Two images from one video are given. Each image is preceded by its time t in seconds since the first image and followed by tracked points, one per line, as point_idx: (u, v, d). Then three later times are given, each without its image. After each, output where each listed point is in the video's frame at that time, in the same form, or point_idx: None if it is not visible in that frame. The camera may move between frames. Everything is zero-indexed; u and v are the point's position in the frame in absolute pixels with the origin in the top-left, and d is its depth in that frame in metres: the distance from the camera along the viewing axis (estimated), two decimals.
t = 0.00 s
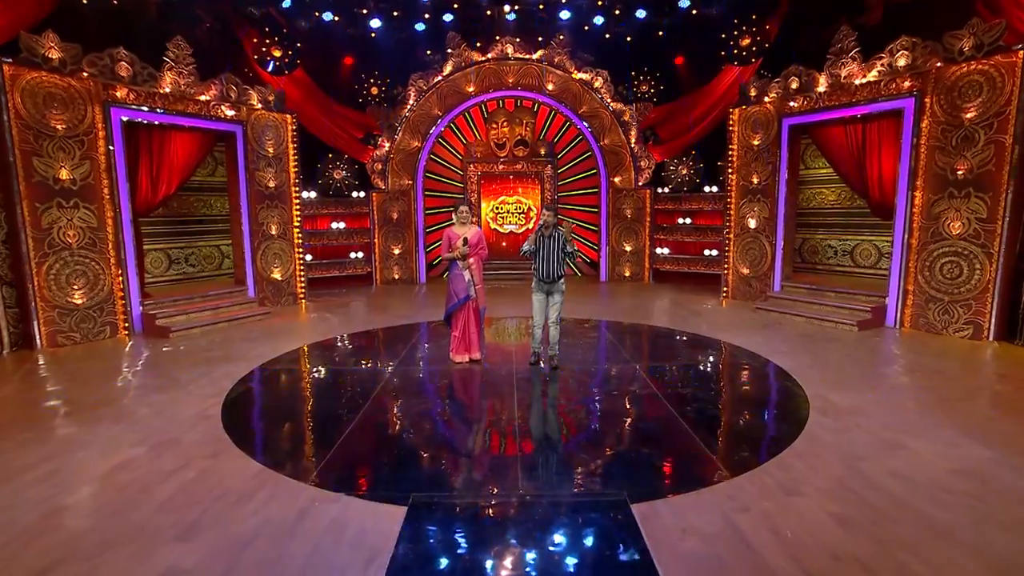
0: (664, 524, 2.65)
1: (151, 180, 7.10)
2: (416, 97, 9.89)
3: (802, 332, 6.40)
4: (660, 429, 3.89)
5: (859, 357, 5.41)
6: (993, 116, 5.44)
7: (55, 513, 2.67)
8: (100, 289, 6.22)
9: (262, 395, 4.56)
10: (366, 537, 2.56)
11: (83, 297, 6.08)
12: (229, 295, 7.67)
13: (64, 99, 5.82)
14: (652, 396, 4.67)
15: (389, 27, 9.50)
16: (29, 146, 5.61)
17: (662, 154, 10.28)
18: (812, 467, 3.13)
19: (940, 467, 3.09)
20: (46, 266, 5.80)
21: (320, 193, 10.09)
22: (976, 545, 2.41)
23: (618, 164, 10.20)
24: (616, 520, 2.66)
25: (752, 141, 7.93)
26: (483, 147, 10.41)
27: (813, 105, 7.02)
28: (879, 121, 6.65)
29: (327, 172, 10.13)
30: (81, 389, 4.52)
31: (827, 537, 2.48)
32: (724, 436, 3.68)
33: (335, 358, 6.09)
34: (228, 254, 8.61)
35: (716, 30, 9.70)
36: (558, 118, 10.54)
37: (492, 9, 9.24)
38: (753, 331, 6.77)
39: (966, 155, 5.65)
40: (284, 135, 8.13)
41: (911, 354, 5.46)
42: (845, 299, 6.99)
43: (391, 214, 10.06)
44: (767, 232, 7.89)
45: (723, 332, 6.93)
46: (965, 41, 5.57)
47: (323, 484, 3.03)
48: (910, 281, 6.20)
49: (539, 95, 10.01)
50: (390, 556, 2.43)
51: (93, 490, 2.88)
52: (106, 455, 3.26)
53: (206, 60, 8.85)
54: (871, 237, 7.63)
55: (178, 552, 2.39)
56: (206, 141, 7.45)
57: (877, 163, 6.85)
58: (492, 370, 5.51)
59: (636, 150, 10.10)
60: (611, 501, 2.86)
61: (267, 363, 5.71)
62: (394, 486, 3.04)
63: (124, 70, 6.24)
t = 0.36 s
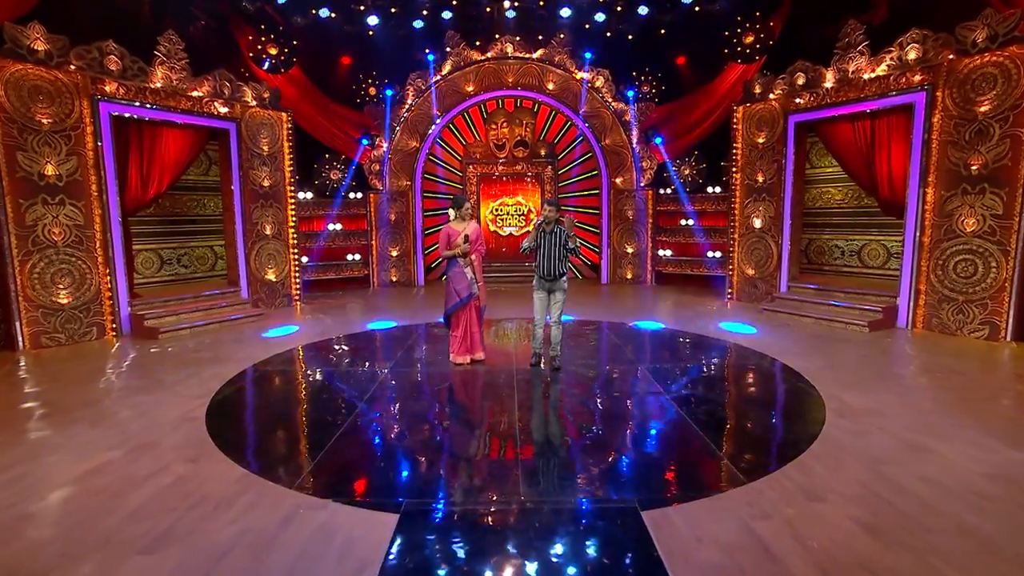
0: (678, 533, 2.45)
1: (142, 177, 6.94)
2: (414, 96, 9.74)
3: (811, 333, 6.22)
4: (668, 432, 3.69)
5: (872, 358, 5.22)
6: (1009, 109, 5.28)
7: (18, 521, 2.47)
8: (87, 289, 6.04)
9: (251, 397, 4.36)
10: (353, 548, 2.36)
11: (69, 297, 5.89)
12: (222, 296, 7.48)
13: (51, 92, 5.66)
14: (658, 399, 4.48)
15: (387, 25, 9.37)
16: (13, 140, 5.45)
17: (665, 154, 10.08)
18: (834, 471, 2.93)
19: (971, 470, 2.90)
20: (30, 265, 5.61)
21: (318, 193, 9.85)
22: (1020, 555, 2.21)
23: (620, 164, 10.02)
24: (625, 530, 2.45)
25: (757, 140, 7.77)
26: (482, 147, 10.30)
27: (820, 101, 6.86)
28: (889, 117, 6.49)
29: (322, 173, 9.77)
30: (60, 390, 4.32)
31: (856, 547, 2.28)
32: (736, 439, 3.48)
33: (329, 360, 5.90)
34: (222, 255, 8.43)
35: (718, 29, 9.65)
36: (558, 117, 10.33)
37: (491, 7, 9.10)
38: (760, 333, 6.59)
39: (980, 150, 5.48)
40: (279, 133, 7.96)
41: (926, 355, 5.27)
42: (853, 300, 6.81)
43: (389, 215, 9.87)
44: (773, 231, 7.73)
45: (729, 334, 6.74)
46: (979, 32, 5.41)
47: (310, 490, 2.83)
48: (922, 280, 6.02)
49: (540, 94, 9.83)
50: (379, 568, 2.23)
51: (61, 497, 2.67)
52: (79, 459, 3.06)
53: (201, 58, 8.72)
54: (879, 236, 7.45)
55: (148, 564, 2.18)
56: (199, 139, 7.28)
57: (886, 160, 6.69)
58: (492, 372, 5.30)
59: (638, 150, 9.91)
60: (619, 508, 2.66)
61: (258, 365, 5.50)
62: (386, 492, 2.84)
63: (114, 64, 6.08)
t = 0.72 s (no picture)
0: (696, 548, 2.24)
1: (134, 176, 6.77)
2: (415, 96, 9.59)
3: (822, 336, 6.02)
4: (680, 437, 3.49)
5: (888, 361, 5.02)
6: None
7: None
8: (76, 289, 5.88)
9: (240, 401, 4.17)
10: (341, 563, 2.15)
11: (56, 297, 5.73)
12: (215, 298, 7.31)
13: (39, 87, 5.52)
14: (667, 403, 4.28)
15: (386, 24, 9.23)
16: None
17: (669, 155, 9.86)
18: (861, 478, 2.72)
19: (1011, 478, 2.69)
20: (17, 264, 5.46)
21: (317, 194, 9.71)
22: None
23: (624, 165, 9.83)
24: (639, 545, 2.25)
25: (764, 138, 7.59)
26: (483, 149, 10.20)
27: (829, 98, 6.69)
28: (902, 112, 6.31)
29: (322, 173, 9.73)
30: (40, 393, 4.14)
31: (895, 564, 2.07)
32: (753, 445, 3.28)
33: (325, 363, 5.71)
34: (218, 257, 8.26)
35: (724, 29, 9.52)
36: (561, 118, 10.16)
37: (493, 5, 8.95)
38: (769, 335, 6.40)
39: (999, 145, 5.30)
40: (276, 132, 7.80)
41: (946, 357, 5.06)
42: (866, 301, 6.61)
43: (389, 217, 9.70)
44: (782, 231, 7.55)
45: (737, 337, 6.55)
46: (997, 23, 5.23)
47: (297, 499, 2.63)
48: (938, 281, 5.82)
49: (542, 94, 9.67)
50: None
51: (27, 506, 2.48)
52: (51, 465, 2.87)
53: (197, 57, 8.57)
54: (890, 236, 7.25)
55: None
56: (195, 137, 7.13)
57: (899, 157, 6.51)
58: (493, 376, 5.10)
59: (643, 151, 9.74)
60: (629, 518, 2.46)
61: (251, 367, 5.32)
62: (380, 499, 2.65)
63: (105, 59, 5.93)
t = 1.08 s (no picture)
0: (718, 569, 2.04)
1: (127, 177, 6.60)
2: (415, 97, 9.44)
3: (835, 340, 5.83)
4: (693, 447, 3.30)
5: (906, 366, 4.82)
6: None
7: None
8: (64, 292, 5.71)
9: (228, 407, 3.98)
10: None
11: (44, 300, 5.56)
12: (210, 302, 7.14)
13: (28, 83, 5.37)
14: (676, 410, 4.09)
15: (386, 23, 9.11)
16: None
17: (673, 157, 9.73)
18: (892, 492, 2.53)
19: None
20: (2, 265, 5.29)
21: (316, 197, 9.55)
22: None
23: (627, 167, 9.74)
24: (655, 567, 2.05)
25: (772, 138, 7.41)
26: (484, 151, 10.02)
27: (839, 96, 6.52)
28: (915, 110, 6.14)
29: (321, 176, 9.62)
30: (18, 399, 3.96)
31: None
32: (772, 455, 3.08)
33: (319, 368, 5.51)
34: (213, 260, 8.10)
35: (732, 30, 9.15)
36: (565, 119, 9.94)
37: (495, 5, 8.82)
38: (779, 340, 6.20)
39: (1019, 142, 5.11)
40: (273, 132, 7.65)
41: (966, 361, 4.86)
42: (879, 304, 6.42)
43: (388, 220, 9.57)
44: (791, 233, 7.37)
45: (746, 342, 6.35)
46: (1016, 15, 5.05)
47: (283, 514, 2.43)
48: (955, 283, 5.63)
49: (544, 96, 9.57)
50: None
51: None
52: (20, 476, 2.69)
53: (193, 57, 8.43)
54: (902, 238, 7.08)
55: None
56: (189, 137, 6.98)
57: (912, 157, 6.34)
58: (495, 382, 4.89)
59: (646, 154, 9.68)
60: (643, 536, 2.26)
61: (243, 372, 5.13)
62: (372, 514, 2.46)
63: (97, 56, 5.78)
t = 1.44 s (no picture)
0: None
1: (119, 179, 6.45)
2: (416, 100, 9.29)
3: (848, 347, 5.63)
4: (705, 462, 3.10)
5: (924, 375, 4.62)
6: None
7: None
8: (52, 297, 5.54)
9: (215, 418, 3.79)
10: None
11: (30, 305, 5.39)
12: (203, 307, 6.97)
13: (15, 83, 5.23)
14: (686, 421, 3.90)
15: (386, 24, 8.96)
16: None
17: (677, 160, 9.57)
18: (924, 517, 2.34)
19: None
20: None
21: (314, 202, 9.41)
22: None
23: (631, 171, 9.53)
24: None
25: (779, 140, 7.27)
26: (486, 155, 9.87)
27: (850, 96, 6.36)
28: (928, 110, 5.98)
29: (320, 179, 9.44)
30: None
31: None
32: (792, 475, 2.88)
33: (314, 376, 5.34)
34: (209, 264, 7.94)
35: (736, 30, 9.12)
36: (566, 123, 9.83)
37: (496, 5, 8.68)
38: (789, 347, 6.01)
39: None
40: (270, 134, 7.50)
41: (987, 370, 4.66)
42: (892, 310, 6.23)
43: (387, 225, 9.38)
44: (799, 237, 7.19)
45: (755, 348, 6.16)
46: None
47: (264, 537, 2.25)
48: (973, 288, 5.44)
49: (546, 98, 9.40)
50: None
51: None
52: None
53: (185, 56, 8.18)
54: (914, 241, 6.89)
55: None
56: (184, 138, 6.84)
57: (925, 158, 6.17)
58: (495, 390, 4.70)
59: (650, 157, 9.46)
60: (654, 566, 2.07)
61: (234, 381, 4.94)
62: (363, 539, 2.27)
63: (88, 54, 5.60)
